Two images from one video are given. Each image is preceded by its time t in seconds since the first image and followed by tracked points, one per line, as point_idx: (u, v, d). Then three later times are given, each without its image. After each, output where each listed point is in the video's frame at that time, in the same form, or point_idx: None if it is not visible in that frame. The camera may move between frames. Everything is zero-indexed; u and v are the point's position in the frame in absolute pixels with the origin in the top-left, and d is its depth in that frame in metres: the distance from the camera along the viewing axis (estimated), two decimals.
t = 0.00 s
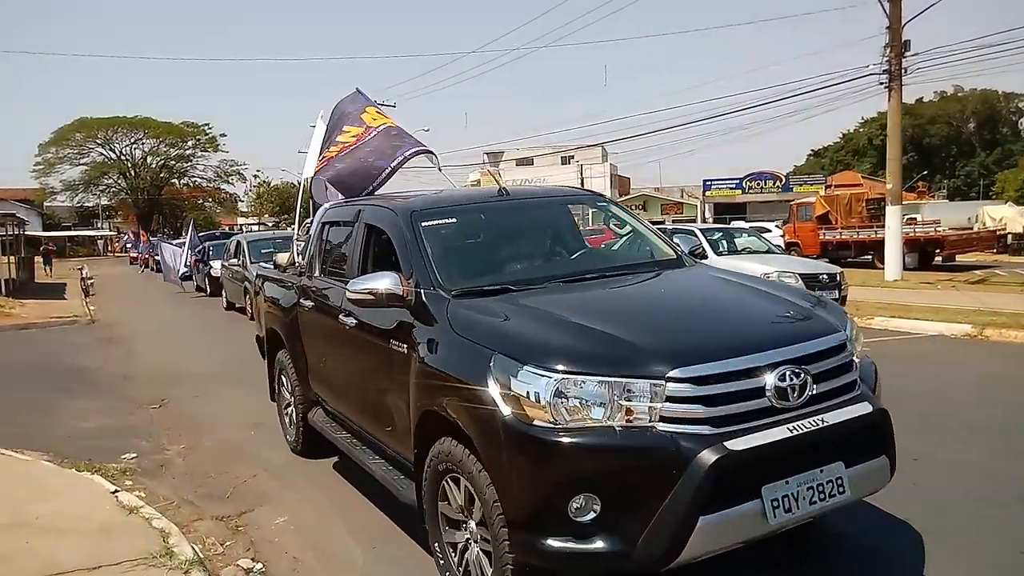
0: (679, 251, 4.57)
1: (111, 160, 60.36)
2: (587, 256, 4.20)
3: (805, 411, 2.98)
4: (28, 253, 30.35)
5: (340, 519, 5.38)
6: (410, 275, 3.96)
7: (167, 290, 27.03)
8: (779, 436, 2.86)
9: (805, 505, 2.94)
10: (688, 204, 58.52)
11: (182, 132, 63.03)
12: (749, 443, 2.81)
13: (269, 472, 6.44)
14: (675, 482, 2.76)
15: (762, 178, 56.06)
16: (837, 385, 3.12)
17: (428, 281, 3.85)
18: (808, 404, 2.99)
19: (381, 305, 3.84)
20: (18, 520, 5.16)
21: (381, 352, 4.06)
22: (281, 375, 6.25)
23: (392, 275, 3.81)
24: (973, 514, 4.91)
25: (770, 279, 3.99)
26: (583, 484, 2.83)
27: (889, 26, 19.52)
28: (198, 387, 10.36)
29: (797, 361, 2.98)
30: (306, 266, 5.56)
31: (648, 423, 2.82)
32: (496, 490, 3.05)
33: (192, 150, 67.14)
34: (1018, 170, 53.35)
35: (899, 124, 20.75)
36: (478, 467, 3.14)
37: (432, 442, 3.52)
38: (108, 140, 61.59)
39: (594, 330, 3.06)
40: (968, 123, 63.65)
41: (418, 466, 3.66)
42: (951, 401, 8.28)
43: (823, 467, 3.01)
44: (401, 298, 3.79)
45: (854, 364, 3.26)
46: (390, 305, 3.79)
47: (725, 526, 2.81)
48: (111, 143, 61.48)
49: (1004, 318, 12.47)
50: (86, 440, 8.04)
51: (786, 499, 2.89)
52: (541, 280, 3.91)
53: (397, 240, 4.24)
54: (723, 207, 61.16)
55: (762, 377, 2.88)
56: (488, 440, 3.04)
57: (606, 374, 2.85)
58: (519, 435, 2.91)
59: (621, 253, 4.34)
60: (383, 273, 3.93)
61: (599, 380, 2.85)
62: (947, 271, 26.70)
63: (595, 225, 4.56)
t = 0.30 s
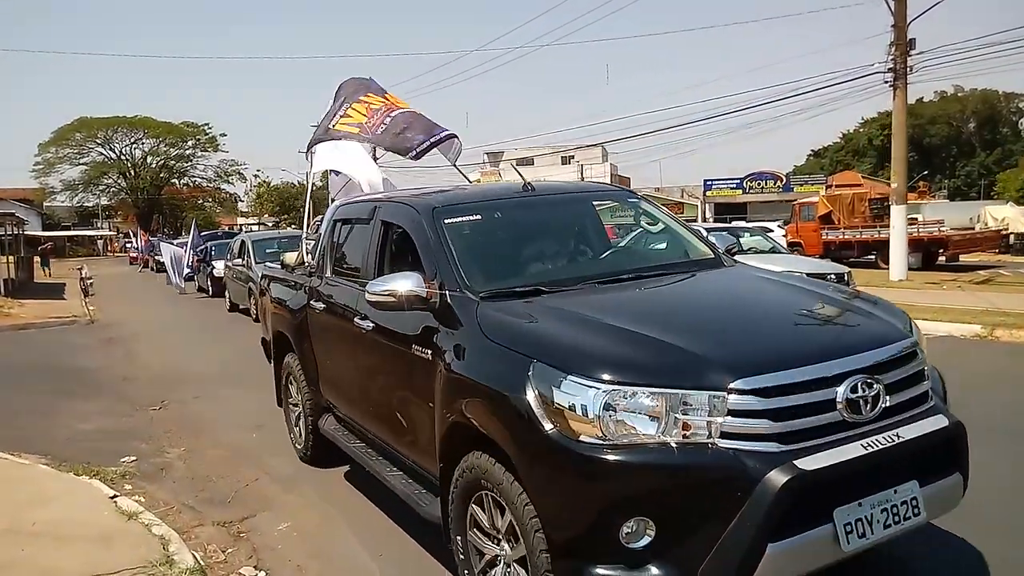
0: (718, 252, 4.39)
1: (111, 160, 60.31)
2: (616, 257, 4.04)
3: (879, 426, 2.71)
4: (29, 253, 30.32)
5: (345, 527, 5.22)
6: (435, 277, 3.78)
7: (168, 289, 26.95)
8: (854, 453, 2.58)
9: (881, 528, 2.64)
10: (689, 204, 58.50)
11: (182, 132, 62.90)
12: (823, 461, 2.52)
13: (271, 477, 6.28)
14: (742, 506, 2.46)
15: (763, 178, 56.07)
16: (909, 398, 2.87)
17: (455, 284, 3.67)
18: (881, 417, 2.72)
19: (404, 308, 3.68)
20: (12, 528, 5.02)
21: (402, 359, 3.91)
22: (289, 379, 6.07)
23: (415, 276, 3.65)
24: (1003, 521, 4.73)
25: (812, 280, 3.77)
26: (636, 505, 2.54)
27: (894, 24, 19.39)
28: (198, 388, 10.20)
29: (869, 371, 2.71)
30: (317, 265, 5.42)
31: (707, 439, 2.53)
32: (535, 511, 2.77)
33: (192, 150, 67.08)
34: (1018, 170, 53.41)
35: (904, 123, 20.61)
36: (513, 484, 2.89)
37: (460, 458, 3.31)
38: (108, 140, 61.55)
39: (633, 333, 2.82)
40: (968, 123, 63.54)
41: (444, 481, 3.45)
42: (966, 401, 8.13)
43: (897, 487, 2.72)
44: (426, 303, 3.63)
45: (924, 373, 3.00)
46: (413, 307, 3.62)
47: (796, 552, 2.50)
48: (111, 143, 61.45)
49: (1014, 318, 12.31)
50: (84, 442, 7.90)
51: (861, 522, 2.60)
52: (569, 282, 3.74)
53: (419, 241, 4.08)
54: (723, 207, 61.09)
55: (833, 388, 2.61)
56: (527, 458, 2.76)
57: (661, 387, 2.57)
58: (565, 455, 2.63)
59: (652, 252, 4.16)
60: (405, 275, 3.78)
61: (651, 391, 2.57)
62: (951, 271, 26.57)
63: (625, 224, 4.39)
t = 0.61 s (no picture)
0: (747, 252, 4.23)
1: (109, 160, 60.08)
2: (640, 259, 3.88)
3: (947, 447, 2.53)
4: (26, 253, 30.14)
5: (347, 538, 5.05)
6: (453, 280, 3.61)
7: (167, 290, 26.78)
8: (925, 476, 2.40)
9: (951, 558, 2.46)
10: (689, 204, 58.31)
11: (181, 132, 62.67)
12: (893, 486, 2.34)
13: (271, 485, 6.10)
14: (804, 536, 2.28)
15: (763, 178, 55.90)
16: (976, 416, 2.70)
17: (474, 288, 3.50)
18: (949, 437, 2.55)
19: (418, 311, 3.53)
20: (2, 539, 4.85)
21: (413, 367, 3.75)
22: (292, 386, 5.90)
23: (432, 279, 3.50)
24: None
25: (842, 283, 3.65)
26: (680, 535, 2.36)
27: (899, 22, 19.22)
28: (196, 391, 10.03)
29: (935, 386, 2.55)
30: (323, 267, 5.25)
31: (762, 462, 2.35)
32: (566, 538, 2.60)
33: (192, 150, 66.90)
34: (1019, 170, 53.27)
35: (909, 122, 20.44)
36: (541, 508, 2.71)
37: (480, 477, 3.15)
38: (106, 139, 61.33)
39: (667, 340, 2.67)
40: (969, 123, 63.37)
41: (462, 502, 3.27)
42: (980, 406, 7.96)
43: (967, 513, 2.53)
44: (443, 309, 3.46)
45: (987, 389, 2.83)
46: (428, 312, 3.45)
47: None
48: (109, 143, 61.24)
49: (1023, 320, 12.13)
50: (79, 448, 7.73)
51: (930, 552, 2.41)
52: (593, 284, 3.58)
53: (433, 240, 3.91)
54: (723, 207, 60.90)
55: (901, 406, 2.44)
56: (560, 482, 2.58)
57: (704, 404, 2.40)
58: (606, 478, 2.45)
59: (676, 253, 4.00)
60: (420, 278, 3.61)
61: (698, 408, 2.40)
62: (954, 271, 26.39)
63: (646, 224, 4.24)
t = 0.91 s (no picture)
0: (773, 253, 4.11)
1: (109, 159, 59.95)
2: (661, 260, 3.76)
3: (1010, 464, 2.38)
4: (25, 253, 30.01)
5: (350, 548, 4.90)
6: (471, 284, 3.50)
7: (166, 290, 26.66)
8: (988, 495, 2.25)
9: None
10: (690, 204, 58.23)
11: (181, 132, 62.53)
12: (955, 505, 2.19)
13: (273, 492, 5.96)
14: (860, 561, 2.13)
15: (763, 178, 55.79)
16: None
17: (493, 292, 3.38)
18: (1010, 454, 2.39)
19: (432, 315, 3.39)
20: None
21: (426, 373, 3.62)
22: (297, 391, 5.78)
23: (446, 282, 3.37)
24: None
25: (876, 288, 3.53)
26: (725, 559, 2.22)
27: (903, 21, 19.11)
28: (197, 393, 9.90)
29: (993, 399, 2.41)
30: (329, 269, 5.13)
31: (812, 481, 2.22)
32: (599, 559, 2.48)
33: (192, 150, 66.80)
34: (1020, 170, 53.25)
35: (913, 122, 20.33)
36: (572, 527, 2.60)
37: (502, 492, 3.03)
38: (106, 139, 61.19)
39: (700, 349, 2.56)
40: (969, 123, 63.29)
41: (481, 516, 3.16)
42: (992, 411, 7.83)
43: None
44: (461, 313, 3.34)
45: None
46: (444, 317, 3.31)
47: None
48: (110, 142, 61.11)
49: None
50: (77, 451, 7.60)
51: None
52: (613, 286, 3.46)
53: (449, 241, 3.79)
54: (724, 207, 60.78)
55: (959, 421, 2.31)
56: (594, 501, 2.46)
57: (745, 419, 2.28)
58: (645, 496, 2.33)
59: (699, 255, 3.88)
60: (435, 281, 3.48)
61: (741, 421, 2.28)
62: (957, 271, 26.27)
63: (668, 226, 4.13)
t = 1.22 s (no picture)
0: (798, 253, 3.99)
1: (108, 159, 59.74)
2: (682, 261, 3.65)
3: None
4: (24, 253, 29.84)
5: (362, 554, 4.79)
6: (490, 285, 3.38)
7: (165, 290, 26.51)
8: None
9: None
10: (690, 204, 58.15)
11: (180, 132, 62.35)
12: (1014, 516, 2.08)
13: (280, 496, 5.84)
14: None
15: (764, 177, 55.69)
16: None
17: (514, 292, 3.27)
18: None
19: (449, 316, 3.27)
20: None
21: (441, 376, 3.50)
22: (304, 393, 5.66)
23: (465, 282, 3.25)
24: None
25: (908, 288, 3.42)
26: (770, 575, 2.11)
27: (908, 20, 19.00)
28: (199, 395, 9.78)
29: None
30: (337, 269, 5.01)
31: (862, 492, 2.11)
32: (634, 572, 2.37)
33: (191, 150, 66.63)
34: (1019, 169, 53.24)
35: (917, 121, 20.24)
36: (605, 541, 2.49)
37: (526, 502, 2.93)
38: (105, 139, 60.99)
39: (737, 351, 2.45)
40: (969, 123, 63.27)
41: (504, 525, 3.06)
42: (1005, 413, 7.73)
43: None
44: (481, 314, 3.22)
45: None
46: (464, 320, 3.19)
47: None
48: (108, 142, 60.92)
49: None
50: (78, 455, 7.48)
51: None
52: (636, 286, 3.36)
53: (465, 241, 3.69)
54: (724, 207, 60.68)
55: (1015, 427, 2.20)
56: (629, 511, 2.35)
57: (792, 426, 2.17)
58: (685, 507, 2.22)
59: (721, 255, 3.77)
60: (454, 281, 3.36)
61: (786, 428, 2.17)
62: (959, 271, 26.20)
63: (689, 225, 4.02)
